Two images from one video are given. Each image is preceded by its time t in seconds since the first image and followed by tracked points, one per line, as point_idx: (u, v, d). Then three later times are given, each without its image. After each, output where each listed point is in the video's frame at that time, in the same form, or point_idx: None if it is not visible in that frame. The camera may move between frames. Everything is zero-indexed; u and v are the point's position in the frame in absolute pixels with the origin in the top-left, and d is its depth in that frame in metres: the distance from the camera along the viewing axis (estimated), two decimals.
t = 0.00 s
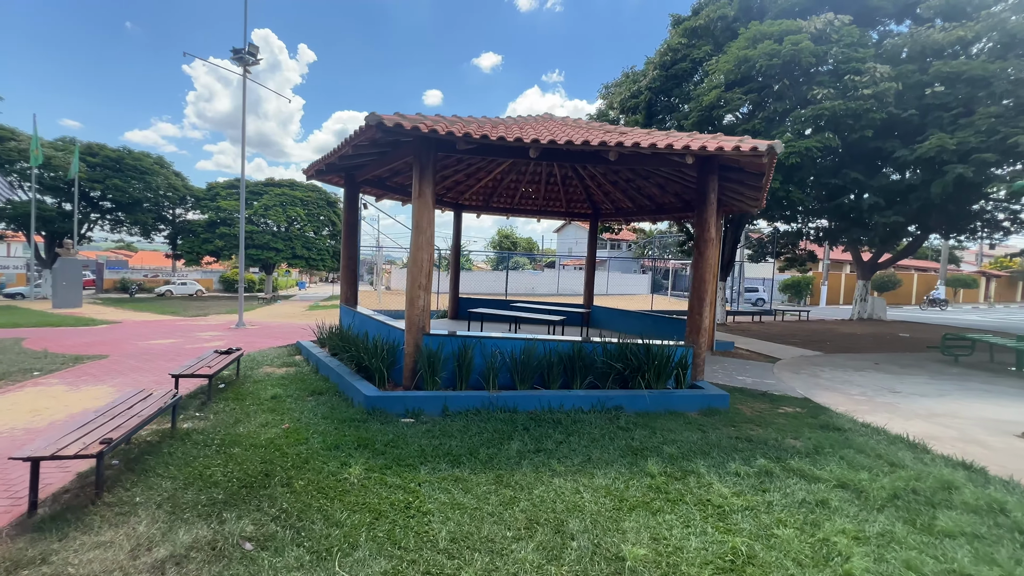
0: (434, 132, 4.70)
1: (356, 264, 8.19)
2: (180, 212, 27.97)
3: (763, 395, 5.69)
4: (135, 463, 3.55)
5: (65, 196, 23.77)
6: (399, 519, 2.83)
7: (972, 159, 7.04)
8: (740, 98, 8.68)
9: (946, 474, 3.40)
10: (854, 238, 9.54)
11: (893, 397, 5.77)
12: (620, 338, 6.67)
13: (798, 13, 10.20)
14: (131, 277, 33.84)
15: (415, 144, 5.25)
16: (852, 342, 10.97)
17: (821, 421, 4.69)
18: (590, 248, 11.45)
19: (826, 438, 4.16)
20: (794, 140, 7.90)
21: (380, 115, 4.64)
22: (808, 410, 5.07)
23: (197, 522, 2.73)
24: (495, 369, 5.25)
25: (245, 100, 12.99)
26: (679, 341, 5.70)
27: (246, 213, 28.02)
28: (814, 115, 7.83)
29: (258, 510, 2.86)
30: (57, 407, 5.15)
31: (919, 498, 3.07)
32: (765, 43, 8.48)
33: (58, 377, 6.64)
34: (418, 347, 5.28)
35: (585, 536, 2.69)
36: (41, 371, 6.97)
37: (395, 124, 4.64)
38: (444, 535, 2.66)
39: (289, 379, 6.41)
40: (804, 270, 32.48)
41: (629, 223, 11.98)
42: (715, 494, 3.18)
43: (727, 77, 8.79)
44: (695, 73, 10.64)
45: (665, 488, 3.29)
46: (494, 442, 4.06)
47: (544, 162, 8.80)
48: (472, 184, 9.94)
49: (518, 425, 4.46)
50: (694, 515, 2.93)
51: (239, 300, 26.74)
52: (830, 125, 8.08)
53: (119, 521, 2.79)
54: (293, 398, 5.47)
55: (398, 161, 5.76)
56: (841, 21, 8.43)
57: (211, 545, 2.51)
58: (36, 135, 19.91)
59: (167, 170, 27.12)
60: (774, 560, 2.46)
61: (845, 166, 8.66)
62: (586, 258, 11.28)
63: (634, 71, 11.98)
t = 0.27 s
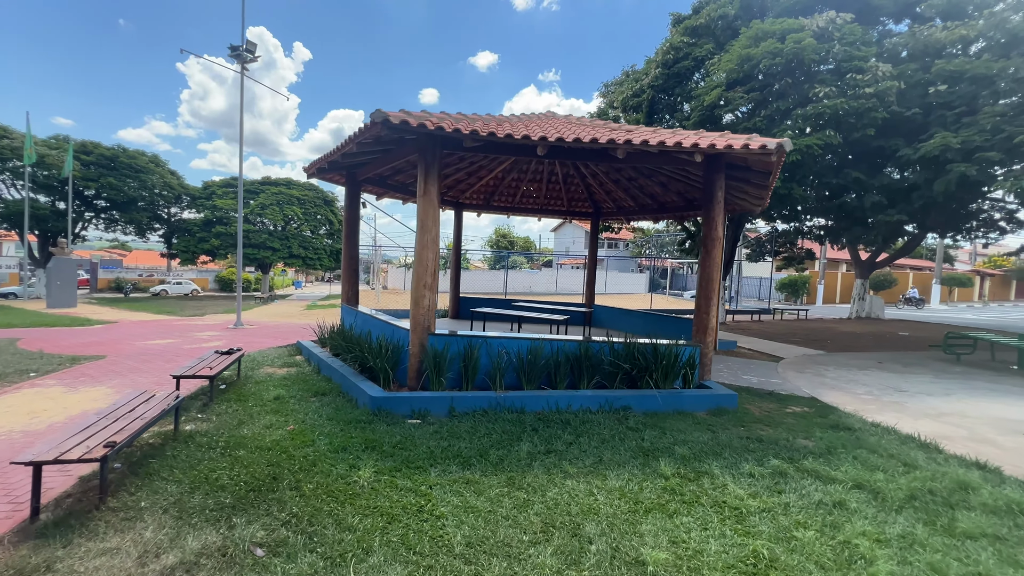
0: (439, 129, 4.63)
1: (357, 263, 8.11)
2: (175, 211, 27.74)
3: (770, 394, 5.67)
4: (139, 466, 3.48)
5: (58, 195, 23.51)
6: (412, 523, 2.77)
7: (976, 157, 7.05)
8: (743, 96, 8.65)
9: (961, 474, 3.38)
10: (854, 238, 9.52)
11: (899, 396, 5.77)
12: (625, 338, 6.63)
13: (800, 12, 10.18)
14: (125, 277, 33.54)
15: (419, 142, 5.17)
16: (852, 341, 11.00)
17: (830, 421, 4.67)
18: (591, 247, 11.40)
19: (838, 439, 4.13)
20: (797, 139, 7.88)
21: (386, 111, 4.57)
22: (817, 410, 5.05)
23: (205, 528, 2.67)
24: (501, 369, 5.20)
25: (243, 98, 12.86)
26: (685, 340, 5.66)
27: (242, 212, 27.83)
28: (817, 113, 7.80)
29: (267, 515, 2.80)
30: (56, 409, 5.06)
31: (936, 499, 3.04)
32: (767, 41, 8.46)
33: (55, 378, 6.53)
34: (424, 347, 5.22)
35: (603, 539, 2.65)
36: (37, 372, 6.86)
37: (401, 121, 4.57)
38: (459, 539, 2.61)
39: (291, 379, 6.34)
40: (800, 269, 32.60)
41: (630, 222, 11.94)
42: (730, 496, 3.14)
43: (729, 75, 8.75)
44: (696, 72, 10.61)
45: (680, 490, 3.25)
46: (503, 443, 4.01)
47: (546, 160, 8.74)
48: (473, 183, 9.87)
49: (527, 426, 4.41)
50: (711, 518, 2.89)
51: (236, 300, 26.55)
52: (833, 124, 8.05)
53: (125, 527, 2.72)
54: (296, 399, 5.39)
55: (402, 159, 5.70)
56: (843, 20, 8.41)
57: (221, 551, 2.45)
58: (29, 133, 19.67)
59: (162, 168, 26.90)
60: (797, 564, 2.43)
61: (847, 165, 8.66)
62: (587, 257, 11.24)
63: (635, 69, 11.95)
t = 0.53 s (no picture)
0: (446, 125, 4.55)
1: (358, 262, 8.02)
2: (168, 210, 27.42)
3: (776, 393, 5.65)
4: (143, 470, 3.39)
5: (50, 193, 23.19)
6: (428, 526, 2.71)
7: (979, 156, 7.09)
8: (744, 94, 8.63)
9: (977, 473, 3.36)
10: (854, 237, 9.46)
11: (905, 394, 5.77)
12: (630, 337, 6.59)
13: (800, 11, 10.17)
14: (118, 276, 33.15)
15: (424, 138, 5.10)
16: (852, 339, 11.03)
17: (840, 419, 4.65)
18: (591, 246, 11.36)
19: (849, 437, 4.12)
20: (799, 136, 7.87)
21: (392, 107, 4.49)
22: (825, 409, 5.04)
23: (215, 533, 2.59)
24: (508, 369, 5.15)
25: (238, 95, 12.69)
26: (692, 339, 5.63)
27: (237, 210, 27.57)
28: (818, 111, 7.81)
29: (279, 519, 2.73)
30: (53, 410, 4.94)
31: (954, 498, 3.02)
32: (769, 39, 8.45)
33: (50, 379, 6.39)
34: (429, 347, 5.15)
35: (624, 541, 2.60)
36: (31, 373, 6.71)
37: (407, 117, 4.50)
38: (477, 543, 2.55)
39: (293, 379, 6.25)
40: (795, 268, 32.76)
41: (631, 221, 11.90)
42: (748, 496, 3.11)
43: (731, 73, 8.74)
44: (697, 70, 10.59)
45: (696, 490, 3.21)
46: (514, 443, 3.96)
47: (548, 158, 8.68)
48: (473, 181, 9.79)
49: (536, 426, 4.36)
50: (730, 519, 2.85)
51: (231, 299, 26.30)
52: (835, 122, 8.04)
53: (132, 532, 2.65)
54: (299, 399, 5.31)
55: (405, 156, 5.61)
56: (844, 18, 8.40)
57: (233, 557, 2.39)
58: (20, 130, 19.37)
59: (155, 166, 26.57)
60: (822, 566, 2.39)
61: (849, 163, 8.67)
62: (588, 256, 11.20)
63: (634, 67, 11.90)
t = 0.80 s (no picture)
0: (451, 121, 4.48)
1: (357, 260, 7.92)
2: (159, 208, 27.03)
3: (781, 392, 5.63)
4: (143, 474, 3.29)
5: (37, 190, 22.76)
6: (441, 531, 2.64)
7: (979, 155, 7.13)
8: (745, 92, 8.62)
9: (991, 471, 3.35)
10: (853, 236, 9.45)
11: (908, 392, 5.77)
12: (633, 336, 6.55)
13: (799, 9, 10.20)
14: (107, 275, 32.61)
15: (428, 134, 5.01)
16: (849, 338, 11.08)
17: (847, 418, 4.63)
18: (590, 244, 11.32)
19: (859, 436, 4.09)
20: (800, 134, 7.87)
21: (397, 102, 4.40)
22: (831, 407, 5.02)
23: (222, 541, 2.50)
24: (513, 368, 5.08)
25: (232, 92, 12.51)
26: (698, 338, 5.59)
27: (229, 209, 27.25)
28: (817, 106, 7.88)
29: (287, 526, 2.64)
30: (46, 413, 4.81)
31: (971, 497, 3.00)
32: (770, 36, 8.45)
33: (42, 381, 6.23)
34: (433, 346, 5.07)
35: (643, 545, 2.55)
36: (22, 374, 6.54)
37: (412, 112, 4.41)
38: (494, 548, 2.49)
39: (292, 380, 6.14)
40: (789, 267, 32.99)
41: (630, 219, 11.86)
42: (764, 497, 3.07)
43: (731, 70, 8.73)
44: (697, 69, 10.58)
45: (711, 491, 3.16)
46: (523, 444, 3.89)
47: (548, 156, 8.61)
48: (473, 179, 9.71)
49: (543, 427, 4.29)
50: (748, 520, 2.80)
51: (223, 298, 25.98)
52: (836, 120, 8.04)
53: (134, 540, 2.55)
54: (300, 400, 5.20)
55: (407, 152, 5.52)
56: (844, 17, 8.42)
57: (242, 566, 2.30)
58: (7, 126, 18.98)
59: (145, 163, 26.21)
60: (846, 568, 2.35)
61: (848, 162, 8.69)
62: (587, 254, 11.15)
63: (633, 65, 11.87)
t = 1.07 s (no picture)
0: (454, 115, 4.35)
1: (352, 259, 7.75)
2: (147, 206, 26.54)
3: (786, 392, 5.57)
4: (134, 483, 3.13)
5: (22, 188, 22.23)
6: (451, 542, 2.52)
7: (979, 153, 7.13)
8: (745, 89, 8.57)
9: (1008, 472, 3.29)
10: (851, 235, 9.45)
11: (912, 391, 5.74)
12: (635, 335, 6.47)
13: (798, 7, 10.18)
14: (93, 275, 31.98)
15: (429, 129, 4.87)
16: (846, 336, 11.10)
17: (856, 418, 4.57)
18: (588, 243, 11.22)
19: (870, 437, 4.04)
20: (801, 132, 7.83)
21: (398, 95, 4.26)
22: (838, 407, 4.97)
23: (221, 555, 2.37)
24: (516, 369, 4.97)
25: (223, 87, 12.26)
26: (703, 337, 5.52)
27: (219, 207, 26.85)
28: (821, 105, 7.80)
29: (289, 538, 2.51)
30: (31, 418, 4.61)
31: (992, 500, 2.94)
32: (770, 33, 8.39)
33: (27, 383, 6.02)
34: (434, 347, 4.94)
35: (663, 554, 2.45)
36: (5, 376, 6.31)
37: (414, 106, 4.28)
38: (508, 560, 2.38)
39: (288, 381, 5.97)
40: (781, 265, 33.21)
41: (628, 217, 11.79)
42: (781, 501, 2.99)
43: (732, 67, 8.67)
44: (695, 66, 10.52)
45: (727, 496, 3.07)
46: (530, 447, 3.78)
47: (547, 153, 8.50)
48: (470, 176, 9.57)
49: (550, 429, 4.19)
50: (768, 526, 2.72)
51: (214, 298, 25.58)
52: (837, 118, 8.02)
53: (126, 555, 2.40)
54: (297, 403, 5.05)
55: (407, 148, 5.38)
56: (844, 14, 8.40)
57: None
58: None
59: (133, 161, 25.72)
60: None
61: (847, 160, 8.68)
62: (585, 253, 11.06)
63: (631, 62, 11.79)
